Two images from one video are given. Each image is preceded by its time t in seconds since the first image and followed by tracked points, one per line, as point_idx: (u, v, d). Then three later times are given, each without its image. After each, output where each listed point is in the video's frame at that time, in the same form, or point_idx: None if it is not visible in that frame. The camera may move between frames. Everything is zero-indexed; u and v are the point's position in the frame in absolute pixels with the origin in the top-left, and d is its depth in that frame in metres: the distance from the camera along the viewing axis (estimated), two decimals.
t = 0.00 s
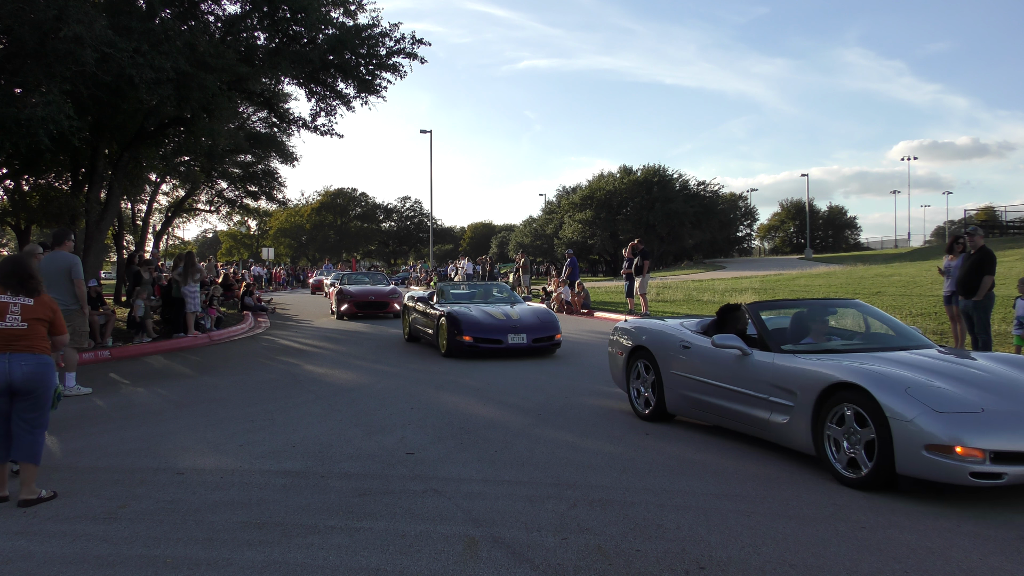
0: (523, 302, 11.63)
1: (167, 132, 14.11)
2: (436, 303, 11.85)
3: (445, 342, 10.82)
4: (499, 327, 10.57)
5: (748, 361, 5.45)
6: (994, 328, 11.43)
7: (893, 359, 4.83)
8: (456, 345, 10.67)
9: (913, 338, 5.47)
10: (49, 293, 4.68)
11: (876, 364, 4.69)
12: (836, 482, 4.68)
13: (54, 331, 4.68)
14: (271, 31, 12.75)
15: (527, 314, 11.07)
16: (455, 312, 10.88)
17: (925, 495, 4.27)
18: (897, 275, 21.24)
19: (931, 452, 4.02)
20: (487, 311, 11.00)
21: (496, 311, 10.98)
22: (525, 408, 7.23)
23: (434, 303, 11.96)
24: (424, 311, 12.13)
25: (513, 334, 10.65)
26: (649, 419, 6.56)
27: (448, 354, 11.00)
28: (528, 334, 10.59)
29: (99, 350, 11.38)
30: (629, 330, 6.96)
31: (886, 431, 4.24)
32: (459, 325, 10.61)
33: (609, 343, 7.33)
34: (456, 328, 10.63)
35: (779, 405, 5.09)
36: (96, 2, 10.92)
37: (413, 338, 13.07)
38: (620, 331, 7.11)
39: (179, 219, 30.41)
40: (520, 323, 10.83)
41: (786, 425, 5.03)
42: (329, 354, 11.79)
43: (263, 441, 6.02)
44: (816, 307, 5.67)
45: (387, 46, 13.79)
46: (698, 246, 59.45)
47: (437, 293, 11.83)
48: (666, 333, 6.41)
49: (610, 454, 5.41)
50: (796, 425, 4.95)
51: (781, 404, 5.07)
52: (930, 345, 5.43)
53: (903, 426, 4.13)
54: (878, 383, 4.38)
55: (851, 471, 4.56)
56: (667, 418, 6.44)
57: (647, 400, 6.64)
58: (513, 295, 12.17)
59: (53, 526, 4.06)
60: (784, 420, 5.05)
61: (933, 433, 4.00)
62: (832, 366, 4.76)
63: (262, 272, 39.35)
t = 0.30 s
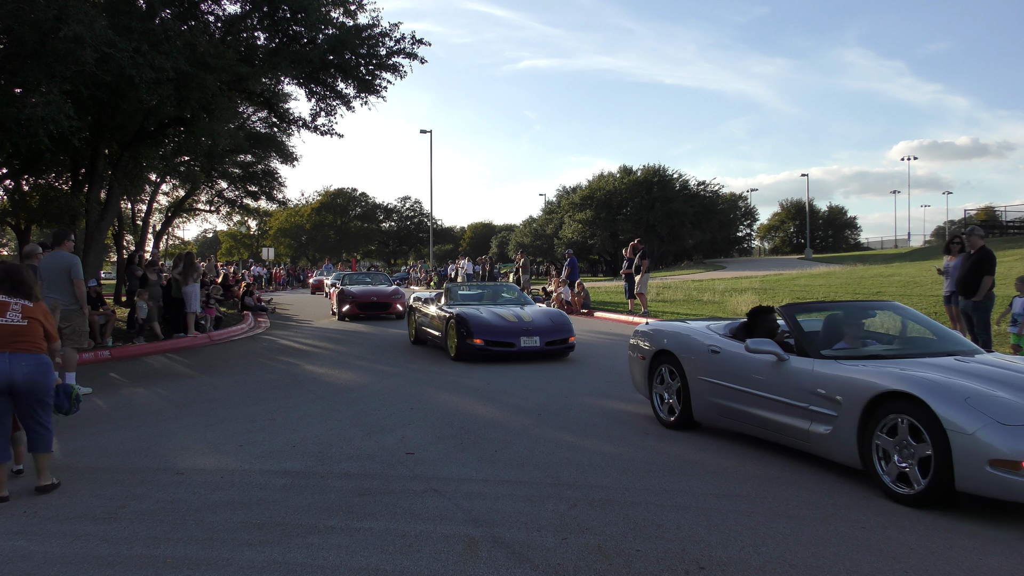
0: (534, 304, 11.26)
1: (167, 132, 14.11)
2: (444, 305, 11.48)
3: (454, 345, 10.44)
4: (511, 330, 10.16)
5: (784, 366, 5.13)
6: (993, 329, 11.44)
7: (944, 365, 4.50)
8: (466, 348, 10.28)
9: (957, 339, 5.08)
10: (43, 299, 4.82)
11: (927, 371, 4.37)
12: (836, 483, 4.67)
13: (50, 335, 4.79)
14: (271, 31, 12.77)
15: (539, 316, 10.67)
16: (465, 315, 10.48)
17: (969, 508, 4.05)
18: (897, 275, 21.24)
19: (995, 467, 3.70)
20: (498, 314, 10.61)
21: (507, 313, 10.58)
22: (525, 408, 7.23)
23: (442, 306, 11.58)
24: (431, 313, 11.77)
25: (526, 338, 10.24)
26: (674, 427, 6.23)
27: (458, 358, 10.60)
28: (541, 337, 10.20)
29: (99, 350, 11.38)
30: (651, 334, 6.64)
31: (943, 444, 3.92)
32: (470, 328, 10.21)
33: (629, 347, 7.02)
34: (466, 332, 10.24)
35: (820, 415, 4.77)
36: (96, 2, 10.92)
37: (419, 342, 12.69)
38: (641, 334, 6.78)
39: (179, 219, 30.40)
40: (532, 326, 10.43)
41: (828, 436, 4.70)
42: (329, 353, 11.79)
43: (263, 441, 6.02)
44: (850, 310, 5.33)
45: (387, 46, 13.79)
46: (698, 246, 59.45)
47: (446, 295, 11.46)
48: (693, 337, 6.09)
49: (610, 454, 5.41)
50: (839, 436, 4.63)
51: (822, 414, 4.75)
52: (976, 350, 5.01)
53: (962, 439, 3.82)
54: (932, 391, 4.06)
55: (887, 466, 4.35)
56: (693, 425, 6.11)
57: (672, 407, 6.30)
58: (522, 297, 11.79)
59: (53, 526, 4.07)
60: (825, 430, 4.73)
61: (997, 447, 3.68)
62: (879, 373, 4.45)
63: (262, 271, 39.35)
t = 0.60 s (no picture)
0: (545, 306, 10.86)
1: (167, 132, 14.10)
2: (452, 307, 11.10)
3: (465, 349, 10.03)
4: (524, 332, 9.73)
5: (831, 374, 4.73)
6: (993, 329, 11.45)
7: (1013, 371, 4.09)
8: (476, 352, 9.87)
9: (1012, 345, 4.65)
10: (49, 311, 4.98)
11: (996, 379, 3.95)
12: (836, 483, 4.68)
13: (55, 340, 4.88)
14: (271, 31, 12.78)
15: (553, 318, 10.23)
16: (475, 317, 10.07)
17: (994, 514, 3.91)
18: (897, 275, 21.25)
19: None
20: (510, 316, 10.17)
21: (519, 315, 10.16)
22: (524, 408, 7.23)
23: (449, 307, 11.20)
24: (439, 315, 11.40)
25: (540, 340, 9.80)
26: (706, 437, 5.82)
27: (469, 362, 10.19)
28: (555, 339, 9.76)
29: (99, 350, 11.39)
30: (679, 337, 6.24)
31: None
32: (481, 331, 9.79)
33: (655, 351, 6.63)
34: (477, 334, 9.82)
35: (874, 428, 4.38)
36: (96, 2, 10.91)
37: (426, 344, 12.31)
38: (668, 338, 6.39)
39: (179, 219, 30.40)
40: (545, 328, 10.00)
41: (886, 450, 4.30)
42: (329, 353, 11.79)
43: (263, 441, 6.02)
44: (895, 311, 4.92)
45: (387, 46, 13.79)
46: (698, 246, 59.46)
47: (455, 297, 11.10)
48: (727, 341, 5.68)
49: (609, 454, 5.41)
50: (899, 450, 4.23)
51: (879, 426, 4.35)
52: None
53: None
54: (1010, 404, 3.65)
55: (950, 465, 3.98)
56: (726, 436, 5.71)
57: (703, 416, 5.89)
58: (533, 299, 11.40)
59: (53, 526, 4.07)
60: (881, 445, 4.33)
61: None
62: (944, 383, 4.04)
63: (262, 272, 39.35)
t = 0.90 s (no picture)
0: (557, 307, 10.52)
1: (167, 132, 14.08)
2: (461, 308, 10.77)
3: (475, 352, 9.69)
4: (537, 335, 9.36)
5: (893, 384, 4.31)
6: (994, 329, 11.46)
7: None
8: (487, 355, 9.49)
9: None
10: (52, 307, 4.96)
11: None
12: (836, 482, 4.68)
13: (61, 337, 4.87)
14: (271, 31, 12.76)
15: (566, 320, 9.86)
16: (486, 318, 9.72)
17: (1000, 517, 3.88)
18: (897, 275, 21.26)
19: None
20: (522, 318, 9.81)
21: (531, 317, 9.80)
22: (524, 408, 7.23)
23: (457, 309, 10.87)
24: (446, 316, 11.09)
25: (553, 343, 9.44)
26: (745, 450, 5.41)
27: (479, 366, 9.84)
28: (569, 342, 9.39)
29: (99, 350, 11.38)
30: (714, 341, 5.81)
31: None
32: (492, 333, 9.42)
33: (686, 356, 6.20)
34: (488, 336, 9.46)
35: (945, 444, 3.97)
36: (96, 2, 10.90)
37: (432, 347, 11.96)
38: (701, 343, 5.97)
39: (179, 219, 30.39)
40: (559, 330, 9.62)
41: (959, 469, 3.88)
42: (329, 353, 11.79)
43: (263, 441, 6.02)
44: (954, 314, 4.51)
45: (387, 46, 13.78)
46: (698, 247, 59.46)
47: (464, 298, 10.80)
48: (769, 346, 5.25)
49: (609, 454, 5.41)
50: (974, 469, 3.82)
51: (951, 443, 3.93)
52: None
53: None
54: None
55: None
56: (768, 449, 5.30)
57: (742, 427, 5.48)
58: (543, 300, 11.07)
59: (53, 526, 4.06)
60: (954, 463, 3.92)
61: None
62: None
63: (262, 271, 39.35)
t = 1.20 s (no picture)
0: (567, 309, 10.26)
1: (167, 132, 14.08)
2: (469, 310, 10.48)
3: (485, 356, 9.39)
4: (550, 338, 9.06)
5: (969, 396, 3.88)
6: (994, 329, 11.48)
7: None
8: (498, 358, 9.18)
9: None
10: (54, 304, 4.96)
11: None
12: (836, 482, 4.68)
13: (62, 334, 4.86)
14: (272, 31, 12.76)
15: (579, 322, 9.56)
16: (497, 320, 9.42)
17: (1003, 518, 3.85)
18: (897, 275, 21.28)
19: None
20: (534, 320, 9.51)
21: (543, 319, 9.50)
22: (524, 408, 7.23)
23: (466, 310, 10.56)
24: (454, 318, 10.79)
25: (567, 346, 9.14)
26: (791, 465, 4.98)
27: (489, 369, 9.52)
28: (584, 345, 9.09)
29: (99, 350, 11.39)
30: (757, 347, 5.36)
31: None
32: (503, 336, 9.12)
33: (723, 362, 5.76)
34: (499, 339, 9.15)
35: None
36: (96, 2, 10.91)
37: (439, 349, 11.67)
38: (742, 348, 5.52)
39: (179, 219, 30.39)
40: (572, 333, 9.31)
41: None
42: (329, 353, 11.79)
43: (263, 441, 6.02)
44: None
45: (387, 46, 13.77)
46: (698, 246, 59.48)
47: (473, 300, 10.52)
48: (821, 352, 4.80)
49: (609, 454, 5.41)
50: None
51: None
52: None
53: None
54: None
55: None
56: (817, 465, 4.87)
57: (788, 440, 5.05)
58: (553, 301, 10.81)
59: (53, 526, 4.06)
60: None
61: None
62: None
63: (263, 271, 39.36)
